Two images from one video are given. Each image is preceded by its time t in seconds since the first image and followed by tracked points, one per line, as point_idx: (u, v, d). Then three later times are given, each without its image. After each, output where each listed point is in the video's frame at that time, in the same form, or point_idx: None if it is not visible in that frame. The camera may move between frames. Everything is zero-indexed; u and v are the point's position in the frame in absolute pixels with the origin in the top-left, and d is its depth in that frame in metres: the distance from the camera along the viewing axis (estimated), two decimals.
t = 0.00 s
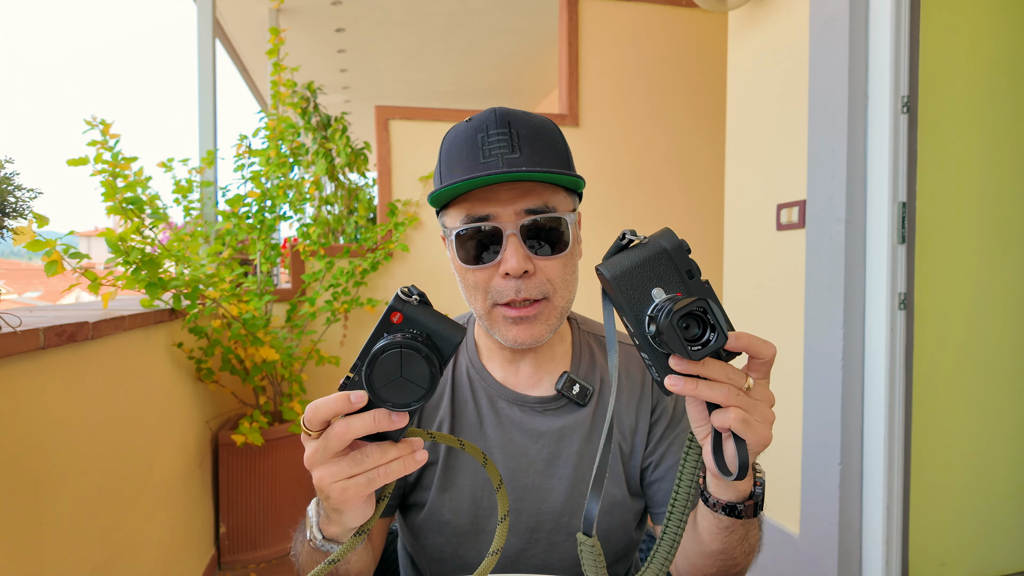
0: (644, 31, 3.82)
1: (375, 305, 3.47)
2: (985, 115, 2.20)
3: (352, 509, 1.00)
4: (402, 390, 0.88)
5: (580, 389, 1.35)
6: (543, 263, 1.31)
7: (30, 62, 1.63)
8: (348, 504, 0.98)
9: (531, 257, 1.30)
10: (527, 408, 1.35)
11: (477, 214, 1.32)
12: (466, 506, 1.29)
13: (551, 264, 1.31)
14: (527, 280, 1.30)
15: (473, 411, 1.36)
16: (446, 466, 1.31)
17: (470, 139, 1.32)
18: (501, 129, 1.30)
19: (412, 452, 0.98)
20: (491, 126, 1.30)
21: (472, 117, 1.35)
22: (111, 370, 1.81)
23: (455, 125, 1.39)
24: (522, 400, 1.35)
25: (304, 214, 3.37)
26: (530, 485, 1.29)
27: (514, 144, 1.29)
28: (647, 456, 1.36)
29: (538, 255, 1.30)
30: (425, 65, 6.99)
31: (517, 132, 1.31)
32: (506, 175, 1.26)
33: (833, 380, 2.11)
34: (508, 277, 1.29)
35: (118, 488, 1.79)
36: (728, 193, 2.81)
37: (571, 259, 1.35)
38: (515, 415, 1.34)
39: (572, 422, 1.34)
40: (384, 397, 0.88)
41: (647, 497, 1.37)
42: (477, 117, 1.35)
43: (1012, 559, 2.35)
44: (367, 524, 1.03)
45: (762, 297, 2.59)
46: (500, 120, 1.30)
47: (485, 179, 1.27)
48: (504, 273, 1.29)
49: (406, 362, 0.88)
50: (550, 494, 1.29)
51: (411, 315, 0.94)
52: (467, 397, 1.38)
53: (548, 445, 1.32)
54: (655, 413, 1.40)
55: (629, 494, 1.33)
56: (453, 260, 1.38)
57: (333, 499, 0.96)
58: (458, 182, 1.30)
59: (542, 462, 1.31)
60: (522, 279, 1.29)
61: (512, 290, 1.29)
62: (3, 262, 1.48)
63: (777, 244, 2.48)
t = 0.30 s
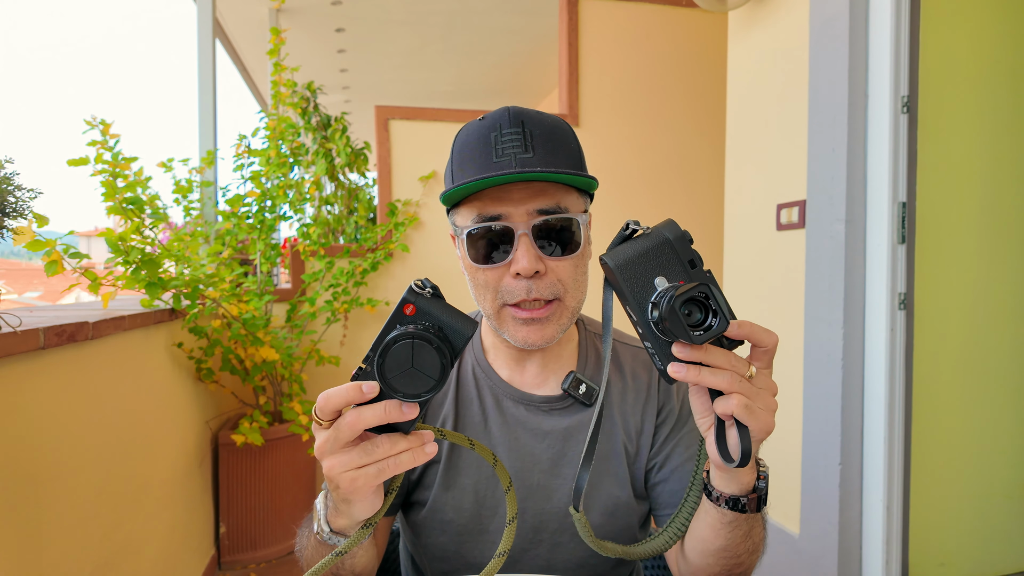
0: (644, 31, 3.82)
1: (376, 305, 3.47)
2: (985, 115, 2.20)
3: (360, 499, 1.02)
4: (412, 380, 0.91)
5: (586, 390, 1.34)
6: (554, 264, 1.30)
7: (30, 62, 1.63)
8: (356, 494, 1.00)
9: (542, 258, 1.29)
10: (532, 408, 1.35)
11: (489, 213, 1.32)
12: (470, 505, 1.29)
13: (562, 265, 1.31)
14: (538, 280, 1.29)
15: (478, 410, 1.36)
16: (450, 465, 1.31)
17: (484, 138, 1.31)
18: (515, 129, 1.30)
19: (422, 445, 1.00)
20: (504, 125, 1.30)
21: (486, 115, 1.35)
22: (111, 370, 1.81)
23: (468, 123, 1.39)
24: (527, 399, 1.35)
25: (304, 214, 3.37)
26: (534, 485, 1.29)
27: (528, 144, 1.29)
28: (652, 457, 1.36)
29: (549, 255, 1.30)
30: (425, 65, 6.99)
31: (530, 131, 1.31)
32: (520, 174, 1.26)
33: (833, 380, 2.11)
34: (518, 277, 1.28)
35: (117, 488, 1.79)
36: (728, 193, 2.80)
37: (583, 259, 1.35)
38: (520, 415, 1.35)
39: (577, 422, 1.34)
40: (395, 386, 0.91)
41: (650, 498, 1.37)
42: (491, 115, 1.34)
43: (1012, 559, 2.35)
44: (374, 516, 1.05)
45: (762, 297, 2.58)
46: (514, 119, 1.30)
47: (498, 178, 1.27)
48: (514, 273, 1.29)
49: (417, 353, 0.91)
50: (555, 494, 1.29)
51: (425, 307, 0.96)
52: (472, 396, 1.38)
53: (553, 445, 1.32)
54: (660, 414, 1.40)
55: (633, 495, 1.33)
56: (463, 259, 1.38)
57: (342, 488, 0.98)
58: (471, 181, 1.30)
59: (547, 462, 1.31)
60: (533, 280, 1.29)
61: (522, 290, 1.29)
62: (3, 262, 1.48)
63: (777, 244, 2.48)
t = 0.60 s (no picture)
0: (644, 30, 3.82)
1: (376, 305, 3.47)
2: (985, 115, 2.20)
3: (362, 419, 1.06)
4: (414, 300, 0.97)
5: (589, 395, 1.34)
6: (567, 271, 1.30)
7: (30, 62, 1.64)
8: (359, 411, 1.05)
9: (557, 264, 1.29)
10: (535, 410, 1.35)
11: (512, 211, 1.32)
12: (470, 507, 1.29)
13: (574, 274, 1.31)
14: (550, 286, 1.30)
15: (481, 411, 1.36)
16: (452, 466, 1.31)
17: (517, 135, 1.30)
18: (549, 130, 1.29)
19: (426, 378, 1.01)
20: (539, 125, 1.29)
21: (521, 110, 1.33)
22: (111, 370, 1.81)
23: (502, 114, 1.37)
24: (530, 402, 1.35)
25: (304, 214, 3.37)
26: (535, 488, 1.30)
27: (560, 148, 1.29)
28: (651, 465, 1.37)
29: (564, 262, 1.30)
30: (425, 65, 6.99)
31: (564, 135, 1.30)
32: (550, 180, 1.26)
33: (833, 380, 2.11)
34: (530, 280, 1.29)
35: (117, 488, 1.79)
36: (729, 193, 2.81)
37: (595, 271, 1.34)
38: (523, 417, 1.35)
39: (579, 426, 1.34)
40: (399, 304, 0.98)
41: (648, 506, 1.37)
42: (528, 110, 1.32)
43: (1012, 559, 2.35)
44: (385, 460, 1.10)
45: (762, 296, 2.59)
46: (549, 120, 1.29)
47: (526, 179, 1.27)
48: (527, 276, 1.29)
49: (422, 275, 0.97)
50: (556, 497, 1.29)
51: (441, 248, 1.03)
52: (475, 397, 1.38)
53: (554, 447, 1.32)
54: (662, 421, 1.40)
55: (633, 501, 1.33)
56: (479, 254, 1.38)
57: (347, 401, 1.03)
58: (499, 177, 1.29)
59: (548, 465, 1.31)
60: (544, 285, 1.29)
61: (533, 294, 1.29)
62: (3, 262, 1.48)
63: (777, 244, 2.48)
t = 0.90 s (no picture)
0: (645, 30, 3.82)
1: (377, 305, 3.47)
2: (984, 115, 2.20)
3: (382, 388, 1.08)
4: (429, 276, 1.03)
5: (603, 400, 1.34)
6: (591, 287, 1.29)
7: (30, 63, 1.64)
8: (377, 380, 1.08)
9: (582, 279, 1.28)
10: (548, 414, 1.35)
11: (545, 219, 1.29)
12: (480, 510, 1.29)
13: (598, 290, 1.30)
14: (572, 301, 1.29)
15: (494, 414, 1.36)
16: (464, 468, 1.31)
17: (563, 143, 1.28)
18: (596, 141, 1.26)
19: (443, 349, 1.07)
20: (587, 134, 1.26)
21: (571, 114, 1.30)
22: (111, 370, 1.81)
23: (550, 114, 1.34)
24: (543, 406, 1.36)
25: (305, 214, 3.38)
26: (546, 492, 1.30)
27: (604, 162, 1.26)
28: (661, 473, 1.37)
29: (590, 277, 1.29)
30: (425, 65, 6.99)
31: (611, 149, 1.28)
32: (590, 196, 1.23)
33: (833, 380, 2.11)
34: (553, 291, 1.29)
35: (118, 488, 1.79)
36: (729, 193, 2.81)
37: (619, 290, 1.34)
38: (535, 421, 1.35)
39: (591, 432, 1.34)
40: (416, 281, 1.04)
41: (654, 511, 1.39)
42: (578, 116, 1.29)
43: (1012, 560, 2.35)
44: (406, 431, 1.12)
45: (762, 296, 2.59)
46: (598, 131, 1.26)
47: (565, 190, 1.24)
48: (550, 286, 1.29)
49: (436, 253, 1.03)
50: (565, 502, 1.30)
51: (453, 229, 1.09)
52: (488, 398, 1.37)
53: (566, 453, 1.32)
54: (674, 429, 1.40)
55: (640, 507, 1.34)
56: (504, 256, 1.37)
57: (366, 371, 1.08)
58: (539, 182, 1.27)
59: (559, 470, 1.31)
60: (567, 298, 1.28)
61: (554, 304, 1.29)
62: (3, 262, 1.48)
63: (777, 244, 2.48)
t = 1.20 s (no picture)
0: (645, 30, 3.82)
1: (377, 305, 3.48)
2: (984, 115, 2.20)
3: (387, 393, 1.08)
4: (434, 277, 1.03)
5: (606, 402, 1.35)
6: (601, 291, 1.29)
7: (30, 63, 1.64)
8: (382, 384, 1.08)
9: (593, 283, 1.28)
10: (551, 417, 1.35)
11: (559, 221, 1.29)
12: (483, 513, 1.29)
13: (607, 295, 1.30)
14: (581, 304, 1.29)
15: (497, 416, 1.36)
16: (467, 470, 1.31)
17: (582, 145, 1.27)
18: (615, 147, 1.27)
19: (447, 351, 1.07)
20: (606, 140, 1.26)
21: (591, 116, 1.30)
22: (112, 370, 1.81)
23: (569, 116, 1.34)
24: (546, 408, 1.36)
25: (304, 214, 3.38)
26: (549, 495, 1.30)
27: (622, 167, 1.26)
28: (662, 474, 1.39)
29: (600, 281, 1.28)
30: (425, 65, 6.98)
31: (629, 155, 1.28)
32: (606, 202, 1.23)
33: (833, 380, 2.11)
34: (563, 294, 1.28)
35: (118, 488, 1.79)
36: (729, 193, 2.80)
37: (628, 296, 1.34)
38: (538, 423, 1.35)
39: (594, 434, 1.35)
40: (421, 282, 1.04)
41: (656, 513, 1.39)
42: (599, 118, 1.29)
43: (1012, 559, 2.35)
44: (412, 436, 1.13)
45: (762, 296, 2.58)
46: (618, 137, 1.26)
47: (581, 193, 1.24)
48: (560, 288, 1.29)
49: (441, 255, 1.03)
50: (569, 504, 1.30)
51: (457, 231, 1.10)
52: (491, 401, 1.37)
53: (569, 457, 1.33)
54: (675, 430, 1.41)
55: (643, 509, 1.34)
56: (514, 255, 1.37)
57: (371, 375, 1.08)
58: (556, 184, 1.27)
59: (562, 473, 1.32)
60: (576, 301, 1.28)
61: (562, 307, 1.29)
62: (3, 262, 1.48)
63: (778, 244, 2.48)
